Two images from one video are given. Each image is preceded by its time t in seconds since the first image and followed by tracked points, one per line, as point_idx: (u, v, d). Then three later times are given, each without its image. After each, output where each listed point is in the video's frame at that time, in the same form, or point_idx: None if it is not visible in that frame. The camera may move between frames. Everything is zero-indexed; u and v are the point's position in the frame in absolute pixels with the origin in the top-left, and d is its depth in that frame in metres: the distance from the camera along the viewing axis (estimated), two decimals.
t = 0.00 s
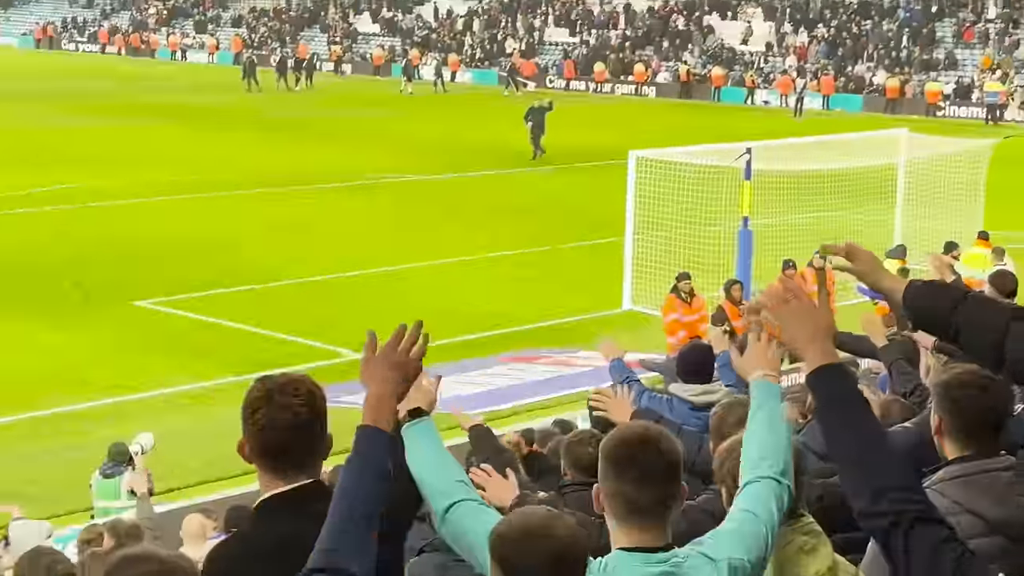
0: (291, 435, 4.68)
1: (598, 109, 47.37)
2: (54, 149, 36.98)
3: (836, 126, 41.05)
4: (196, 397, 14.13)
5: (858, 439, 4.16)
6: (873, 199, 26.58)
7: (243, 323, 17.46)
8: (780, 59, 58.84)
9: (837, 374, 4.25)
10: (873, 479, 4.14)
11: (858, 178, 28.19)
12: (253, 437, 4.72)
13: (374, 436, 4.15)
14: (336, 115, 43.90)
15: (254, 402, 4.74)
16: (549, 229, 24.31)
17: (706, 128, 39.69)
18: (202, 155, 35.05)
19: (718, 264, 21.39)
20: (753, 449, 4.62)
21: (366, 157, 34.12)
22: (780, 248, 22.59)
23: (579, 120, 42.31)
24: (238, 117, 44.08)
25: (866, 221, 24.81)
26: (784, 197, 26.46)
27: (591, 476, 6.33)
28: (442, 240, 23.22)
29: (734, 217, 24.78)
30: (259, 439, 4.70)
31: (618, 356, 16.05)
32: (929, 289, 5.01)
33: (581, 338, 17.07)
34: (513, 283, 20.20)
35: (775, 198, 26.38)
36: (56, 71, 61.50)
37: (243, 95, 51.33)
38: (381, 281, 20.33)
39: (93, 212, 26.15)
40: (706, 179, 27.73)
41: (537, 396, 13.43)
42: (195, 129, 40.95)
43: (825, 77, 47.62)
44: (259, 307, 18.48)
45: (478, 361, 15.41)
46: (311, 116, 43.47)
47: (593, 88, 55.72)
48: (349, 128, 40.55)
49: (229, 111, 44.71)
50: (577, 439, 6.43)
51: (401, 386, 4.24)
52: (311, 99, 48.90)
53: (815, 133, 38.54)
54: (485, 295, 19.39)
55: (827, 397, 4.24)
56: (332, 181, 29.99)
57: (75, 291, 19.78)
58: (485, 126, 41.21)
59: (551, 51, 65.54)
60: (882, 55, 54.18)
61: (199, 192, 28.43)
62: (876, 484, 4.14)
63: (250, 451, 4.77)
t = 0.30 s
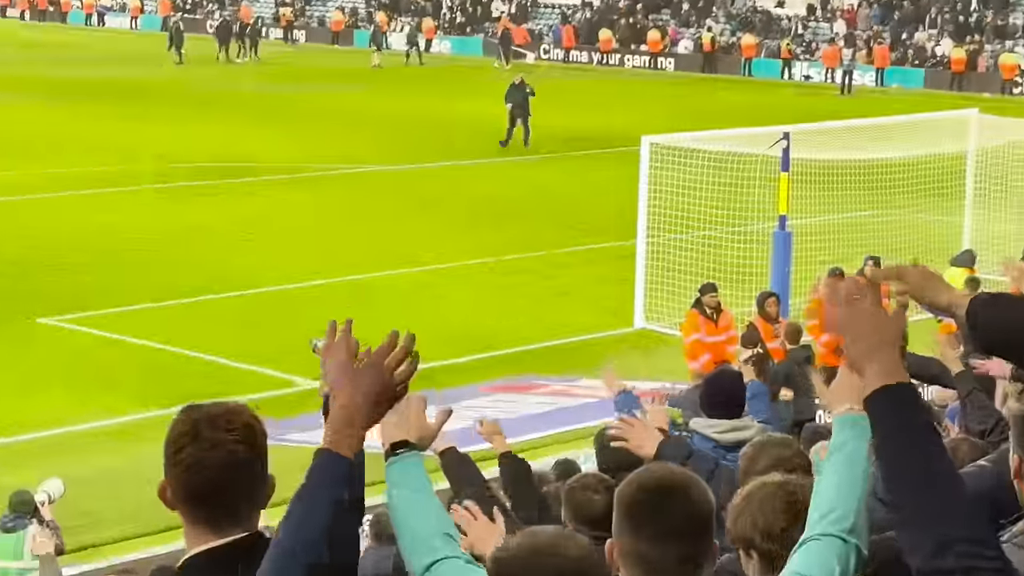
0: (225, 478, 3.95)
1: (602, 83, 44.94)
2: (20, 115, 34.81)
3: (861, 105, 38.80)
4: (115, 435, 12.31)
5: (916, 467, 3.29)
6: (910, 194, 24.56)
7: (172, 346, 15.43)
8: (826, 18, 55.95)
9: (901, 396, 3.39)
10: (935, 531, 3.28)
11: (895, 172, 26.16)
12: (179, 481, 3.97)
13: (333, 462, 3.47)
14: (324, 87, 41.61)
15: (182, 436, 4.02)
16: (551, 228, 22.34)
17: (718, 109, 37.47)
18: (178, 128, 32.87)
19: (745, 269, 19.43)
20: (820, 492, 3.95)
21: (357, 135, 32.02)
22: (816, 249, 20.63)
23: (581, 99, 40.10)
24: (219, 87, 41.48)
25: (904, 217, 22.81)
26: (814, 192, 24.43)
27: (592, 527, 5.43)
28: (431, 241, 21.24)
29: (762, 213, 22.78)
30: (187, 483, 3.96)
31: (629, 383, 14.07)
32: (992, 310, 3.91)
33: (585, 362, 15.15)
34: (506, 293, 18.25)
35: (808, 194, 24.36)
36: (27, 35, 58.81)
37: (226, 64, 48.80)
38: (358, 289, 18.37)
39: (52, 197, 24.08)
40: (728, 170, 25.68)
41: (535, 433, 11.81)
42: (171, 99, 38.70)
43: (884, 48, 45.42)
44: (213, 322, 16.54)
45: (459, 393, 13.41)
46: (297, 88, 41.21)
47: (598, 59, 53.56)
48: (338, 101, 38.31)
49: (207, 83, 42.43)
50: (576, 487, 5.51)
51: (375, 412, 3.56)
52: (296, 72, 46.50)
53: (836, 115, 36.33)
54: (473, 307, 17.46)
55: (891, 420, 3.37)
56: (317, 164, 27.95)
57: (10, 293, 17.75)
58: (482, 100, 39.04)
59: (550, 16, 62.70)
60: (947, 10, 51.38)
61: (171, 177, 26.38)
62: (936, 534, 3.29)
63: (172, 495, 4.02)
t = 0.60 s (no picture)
0: (224, 493, 3.86)
1: (595, 91, 44.66)
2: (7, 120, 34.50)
3: (858, 113, 38.56)
4: (98, 452, 12.06)
5: (922, 485, 3.27)
6: (910, 203, 24.36)
7: (156, 360, 15.17)
8: (826, 23, 55.69)
9: (906, 410, 3.36)
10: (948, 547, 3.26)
11: (894, 181, 25.97)
12: (178, 494, 3.88)
13: (296, 484, 3.51)
14: (315, 94, 41.34)
15: (182, 448, 3.89)
16: (544, 238, 22.11)
17: (713, 117, 37.23)
18: (168, 136, 32.61)
19: (744, 280, 19.24)
20: (833, 505, 3.95)
21: (350, 143, 31.76)
22: (816, 260, 20.43)
23: (575, 106, 39.84)
24: (211, 96, 41.11)
25: (904, 227, 22.59)
26: (816, 202, 24.22)
27: (601, 549, 5.20)
28: (423, 252, 21.01)
29: (761, 223, 22.58)
30: (186, 497, 3.87)
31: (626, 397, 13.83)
32: (991, 333, 3.81)
33: (579, 376, 14.91)
34: (498, 305, 18.02)
35: (808, 203, 24.16)
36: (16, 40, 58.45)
37: (217, 69, 48.50)
38: (347, 300, 18.13)
39: (39, 206, 23.81)
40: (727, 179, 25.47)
41: (532, 449, 11.58)
42: (161, 104, 38.43)
43: (883, 55, 45.14)
44: (199, 334, 16.30)
45: (451, 408, 13.15)
46: (288, 95, 40.95)
47: (593, 66, 53.06)
48: (330, 108, 38.06)
49: (198, 89, 42.13)
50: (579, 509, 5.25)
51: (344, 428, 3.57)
52: (287, 78, 46.20)
53: (834, 123, 36.08)
54: (465, 319, 17.22)
55: (895, 436, 3.34)
56: (309, 173, 27.71)
57: None
58: (475, 108, 38.80)
59: (544, 21, 62.42)
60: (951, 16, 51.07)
61: (161, 185, 26.12)
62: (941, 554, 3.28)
63: (171, 507, 3.93)
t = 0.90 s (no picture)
0: (232, 494, 3.91)
1: (592, 98, 44.69)
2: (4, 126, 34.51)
3: (855, 120, 38.56)
4: (93, 459, 12.03)
5: (920, 487, 3.26)
6: (908, 211, 24.34)
7: (151, 367, 15.15)
8: (823, 30, 55.71)
9: (902, 414, 3.38)
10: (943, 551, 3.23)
11: (891, 190, 25.96)
12: (188, 497, 3.92)
13: (295, 472, 3.47)
14: (312, 101, 41.32)
15: (193, 451, 3.92)
16: (541, 246, 22.10)
17: (711, 123, 37.21)
18: (164, 142, 32.61)
19: (742, 287, 19.23)
20: (832, 511, 3.91)
21: (347, 150, 31.74)
22: (813, 267, 20.42)
23: (572, 113, 39.83)
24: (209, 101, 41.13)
25: (901, 235, 22.58)
26: (813, 210, 24.21)
27: (603, 555, 5.18)
28: (420, 259, 21.00)
29: (758, 230, 22.56)
30: (197, 499, 3.91)
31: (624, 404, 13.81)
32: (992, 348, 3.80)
33: (576, 384, 14.90)
34: (494, 312, 18.00)
35: (805, 210, 24.15)
36: (14, 46, 58.48)
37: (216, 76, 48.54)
38: (344, 308, 18.11)
39: (34, 213, 23.79)
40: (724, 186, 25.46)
41: (530, 456, 11.57)
42: (159, 110, 38.46)
43: (881, 61, 45.23)
44: (196, 341, 16.27)
45: (449, 416, 13.13)
46: (285, 102, 40.93)
47: (592, 72, 53.30)
48: (327, 115, 38.05)
49: (196, 96, 42.12)
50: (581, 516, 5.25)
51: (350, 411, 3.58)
52: (285, 85, 46.20)
53: (831, 130, 36.07)
54: (461, 326, 17.21)
55: (893, 442, 3.34)
56: (306, 179, 27.71)
57: None
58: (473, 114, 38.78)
59: (542, 27, 62.49)
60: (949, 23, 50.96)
61: (157, 192, 26.10)
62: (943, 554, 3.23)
63: (182, 511, 3.97)
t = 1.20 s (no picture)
0: (238, 497, 3.92)
1: (592, 103, 44.71)
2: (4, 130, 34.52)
3: (856, 126, 38.59)
4: (92, 463, 12.02)
5: (923, 487, 3.27)
6: (908, 217, 24.33)
7: (152, 371, 15.15)
8: (823, 35, 55.82)
9: (908, 415, 3.37)
10: (943, 553, 3.22)
11: (892, 196, 25.96)
12: (192, 500, 3.93)
13: (307, 479, 3.51)
14: (312, 106, 41.34)
15: (196, 454, 3.94)
16: (541, 251, 22.10)
17: (711, 129, 37.22)
18: (164, 146, 32.63)
19: (742, 292, 19.24)
20: (830, 516, 3.89)
21: (346, 155, 31.75)
22: (813, 273, 20.41)
23: (572, 119, 39.84)
24: (209, 107, 41.13)
25: (902, 241, 22.55)
26: (814, 215, 24.19)
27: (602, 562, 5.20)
28: (419, 264, 21.00)
29: (759, 236, 22.56)
30: (201, 502, 3.91)
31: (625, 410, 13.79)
32: (991, 354, 3.63)
33: (575, 389, 14.89)
34: (494, 317, 17.99)
35: (806, 216, 24.14)
36: (14, 51, 58.52)
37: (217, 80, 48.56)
38: (344, 313, 18.10)
39: (34, 217, 23.79)
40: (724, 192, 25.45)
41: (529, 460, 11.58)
42: (159, 115, 38.47)
43: (882, 67, 45.22)
44: (195, 346, 16.26)
45: (450, 420, 13.12)
46: (285, 106, 40.95)
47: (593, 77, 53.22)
48: (327, 120, 38.04)
49: (196, 100, 42.14)
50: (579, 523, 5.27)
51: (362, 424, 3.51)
52: (285, 90, 46.21)
53: (830, 137, 36.08)
54: (462, 332, 17.20)
55: (898, 445, 3.34)
56: (306, 184, 27.71)
57: None
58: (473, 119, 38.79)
59: (543, 33, 62.54)
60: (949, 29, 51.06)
61: (158, 196, 26.11)
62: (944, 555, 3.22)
63: (186, 513, 3.97)
